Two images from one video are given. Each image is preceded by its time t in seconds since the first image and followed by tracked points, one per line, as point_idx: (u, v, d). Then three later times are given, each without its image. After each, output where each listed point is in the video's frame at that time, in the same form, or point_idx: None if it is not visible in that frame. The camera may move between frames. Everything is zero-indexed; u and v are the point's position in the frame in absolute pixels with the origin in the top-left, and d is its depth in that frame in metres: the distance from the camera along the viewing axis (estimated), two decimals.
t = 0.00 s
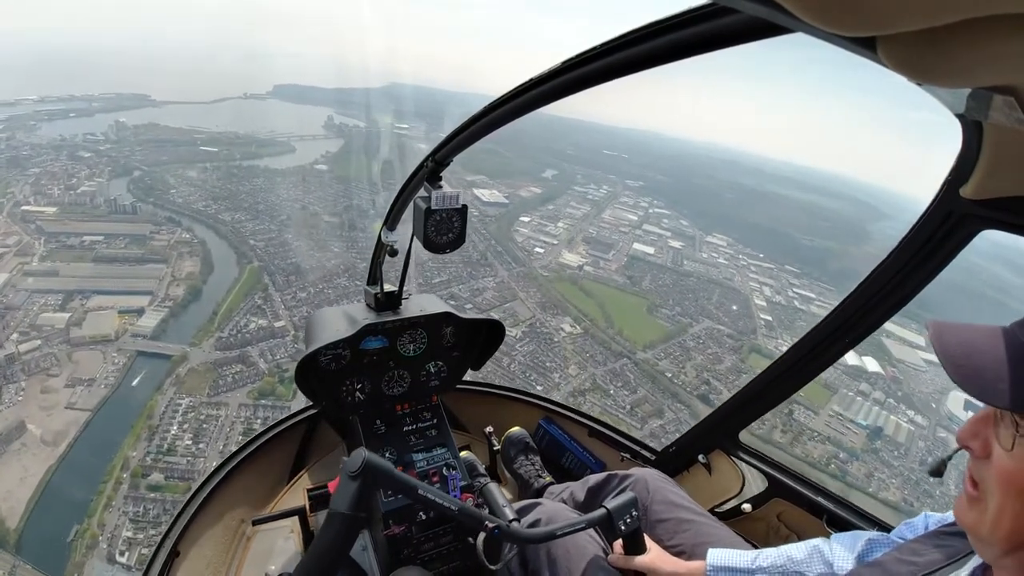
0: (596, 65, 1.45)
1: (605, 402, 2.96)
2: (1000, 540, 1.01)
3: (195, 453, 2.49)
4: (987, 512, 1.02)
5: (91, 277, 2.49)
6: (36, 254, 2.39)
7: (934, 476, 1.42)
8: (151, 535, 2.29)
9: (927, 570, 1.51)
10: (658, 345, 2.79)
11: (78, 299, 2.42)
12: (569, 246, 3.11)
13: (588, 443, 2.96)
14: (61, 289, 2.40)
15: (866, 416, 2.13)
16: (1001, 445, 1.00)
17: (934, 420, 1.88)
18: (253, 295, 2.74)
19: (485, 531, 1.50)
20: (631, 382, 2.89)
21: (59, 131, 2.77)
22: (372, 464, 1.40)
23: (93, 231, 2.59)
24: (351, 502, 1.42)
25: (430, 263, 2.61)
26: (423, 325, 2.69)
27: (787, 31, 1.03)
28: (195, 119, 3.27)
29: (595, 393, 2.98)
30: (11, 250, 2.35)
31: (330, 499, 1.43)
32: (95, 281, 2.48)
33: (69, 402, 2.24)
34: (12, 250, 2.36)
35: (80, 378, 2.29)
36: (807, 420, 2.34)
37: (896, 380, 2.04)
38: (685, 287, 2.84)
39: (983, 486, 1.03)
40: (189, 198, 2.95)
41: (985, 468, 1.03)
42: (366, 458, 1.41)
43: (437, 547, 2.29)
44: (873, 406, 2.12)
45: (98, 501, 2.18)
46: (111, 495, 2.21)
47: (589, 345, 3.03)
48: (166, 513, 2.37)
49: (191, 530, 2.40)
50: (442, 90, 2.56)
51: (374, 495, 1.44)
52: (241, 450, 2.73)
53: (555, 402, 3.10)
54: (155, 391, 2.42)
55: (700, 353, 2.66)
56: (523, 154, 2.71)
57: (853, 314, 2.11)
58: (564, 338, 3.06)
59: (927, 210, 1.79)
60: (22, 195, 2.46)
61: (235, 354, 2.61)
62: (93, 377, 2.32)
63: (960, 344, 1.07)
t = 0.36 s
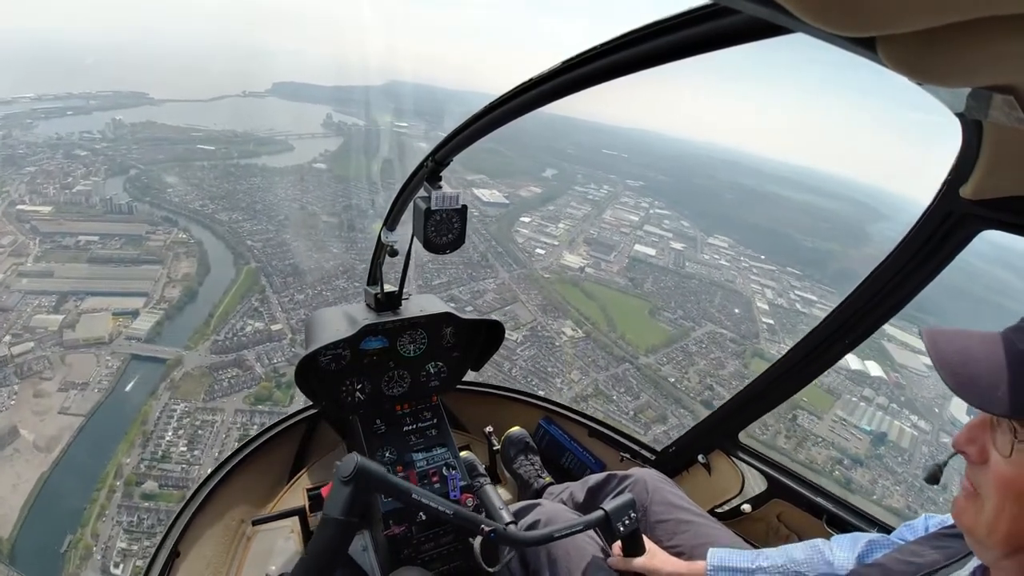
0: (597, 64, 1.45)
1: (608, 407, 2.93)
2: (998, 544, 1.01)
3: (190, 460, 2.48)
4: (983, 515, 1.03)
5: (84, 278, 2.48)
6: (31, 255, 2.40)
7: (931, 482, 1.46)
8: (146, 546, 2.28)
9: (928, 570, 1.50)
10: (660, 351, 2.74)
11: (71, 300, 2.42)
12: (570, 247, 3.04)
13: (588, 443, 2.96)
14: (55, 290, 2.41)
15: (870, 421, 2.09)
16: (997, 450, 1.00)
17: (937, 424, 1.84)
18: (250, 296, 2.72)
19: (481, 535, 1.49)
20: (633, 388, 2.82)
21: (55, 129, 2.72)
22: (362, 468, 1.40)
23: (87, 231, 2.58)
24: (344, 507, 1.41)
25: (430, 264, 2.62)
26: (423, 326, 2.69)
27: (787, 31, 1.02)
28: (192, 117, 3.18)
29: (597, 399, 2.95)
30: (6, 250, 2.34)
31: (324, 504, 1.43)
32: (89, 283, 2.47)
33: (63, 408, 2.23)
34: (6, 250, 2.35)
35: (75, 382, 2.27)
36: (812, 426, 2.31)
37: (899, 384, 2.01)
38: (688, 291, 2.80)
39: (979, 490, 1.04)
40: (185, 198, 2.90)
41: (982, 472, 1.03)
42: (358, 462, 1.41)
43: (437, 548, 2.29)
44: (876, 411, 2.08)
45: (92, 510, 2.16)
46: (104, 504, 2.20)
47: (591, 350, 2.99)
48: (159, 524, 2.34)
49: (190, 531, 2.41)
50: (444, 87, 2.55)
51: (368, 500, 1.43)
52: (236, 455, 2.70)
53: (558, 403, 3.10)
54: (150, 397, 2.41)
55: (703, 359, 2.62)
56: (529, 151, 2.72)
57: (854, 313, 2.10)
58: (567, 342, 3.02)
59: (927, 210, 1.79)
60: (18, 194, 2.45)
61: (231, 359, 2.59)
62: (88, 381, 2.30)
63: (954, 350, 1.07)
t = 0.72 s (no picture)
0: (595, 66, 1.46)
1: (614, 412, 2.93)
2: (991, 509, 0.99)
3: (187, 465, 2.49)
4: (979, 478, 1.01)
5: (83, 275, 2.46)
6: (29, 250, 2.37)
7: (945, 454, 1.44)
8: (144, 552, 2.25)
9: (927, 569, 1.51)
10: (667, 351, 2.83)
11: (70, 299, 2.40)
12: (576, 245, 3.11)
13: (587, 443, 2.96)
14: (54, 287, 2.39)
15: (878, 428, 2.10)
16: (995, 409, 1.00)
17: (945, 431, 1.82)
18: (251, 294, 2.74)
19: (486, 530, 1.49)
20: (640, 392, 2.87)
21: (58, 122, 2.73)
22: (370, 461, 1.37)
23: (87, 225, 2.58)
24: (352, 499, 1.41)
25: (431, 263, 2.62)
26: (423, 325, 2.69)
27: (788, 32, 1.03)
28: (196, 110, 3.18)
29: (604, 402, 2.95)
30: (3, 246, 2.31)
31: (334, 493, 1.43)
32: (89, 281, 2.46)
33: (60, 408, 2.22)
34: (5, 245, 2.32)
35: (72, 382, 2.27)
36: (819, 431, 2.29)
37: (907, 390, 2.01)
38: (694, 291, 2.87)
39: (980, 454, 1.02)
40: (187, 191, 2.95)
41: (983, 436, 1.02)
42: (366, 455, 1.38)
43: (437, 548, 2.29)
44: (884, 415, 2.08)
45: (88, 514, 2.14)
46: (101, 507, 2.17)
47: (594, 350, 3.04)
48: (158, 528, 2.32)
49: (189, 530, 2.41)
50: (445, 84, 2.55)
51: (373, 492, 1.43)
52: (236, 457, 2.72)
53: (559, 403, 3.09)
54: (148, 398, 2.40)
55: (710, 360, 2.68)
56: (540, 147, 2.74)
57: (854, 313, 2.11)
58: (575, 343, 3.05)
59: (926, 211, 1.80)
60: (19, 188, 2.46)
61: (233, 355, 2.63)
62: (85, 381, 2.29)
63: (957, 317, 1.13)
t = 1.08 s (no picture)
0: (596, 66, 1.45)
1: (612, 406, 2.92)
2: (992, 518, 0.99)
3: (178, 475, 2.43)
4: (979, 487, 1.02)
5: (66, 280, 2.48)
6: (13, 254, 2.40)
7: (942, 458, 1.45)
8: (137, 566, 2.21)
9: (930, 570, 1.50)
10: (663, 343, 2.77)
11: (54, 305, 2.41)
12: (568, 238, 3.08)
13: (587, 443, 2.96)
14: (37, 293, 2.41)
15: (874, 414, 2.11)
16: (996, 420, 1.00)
17: (939, 416, 1.88)
18: (238, 295, 2.70)
19: (482, 536, 1.50)
20: (637, 384, 2.83)
21: (39, 121, 2.67)
22: (362, 471, 1.38)
23: (70, 228, 2.59)
24: (343, 510, 1.41)
25: (429, 262, 2.62)
26: (423, 325, 2.69)
27: (788, 32, 1.02)
28: (179, 105, 3.20)
29: (602, 396, 2.95)
30: None
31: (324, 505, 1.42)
32: (72, 286, 2.47)
33: (46, 421, 2.22)
34: None
35: (58, 393, 2.26)
36: (818, 419, 2.31)
37: (901, 376, 2.03)
38: (688, 279, 2.88)
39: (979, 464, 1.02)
40: (170, 188, 2.97)
41: (983, 443, 1.02)
42: (357, 465, 1.38)
43: (437, 548, 2.29)
44: (880, 402, 2.09)
45: (80, 529, 2.13)
46: (92, 523, 2.15)
47: (590, 343, 3.01)
48: (150, 543, 2.28)
49: (190, 531, 2.41)
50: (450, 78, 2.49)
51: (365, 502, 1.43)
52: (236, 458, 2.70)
53: (559, 403, 3.09)
54: (135, 407, 2.35)
55: (706, 351, 2.66)
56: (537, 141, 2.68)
57: (854, 313, 2.11)
58: (568, 335, 3.05)
59: (927, 210, 1.79)
60: None
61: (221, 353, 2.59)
62: (72, 391, 2.29)
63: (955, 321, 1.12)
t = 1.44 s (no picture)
0: (595, 66, 1.45)
1: (612, 403, 2.89)
2: (989, 520, 1.00)
3: (173, 488, 2.46)
4: (976, 489, 1.02)
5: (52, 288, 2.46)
6: None
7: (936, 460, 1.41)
8: None
9: (927, 570, 1.50)
10: (660, 337, 2.75)
11: (39, 315, 2.39)
12: (562, 232, 2.98)
13: (587, 444, 2.97)
14: (21, 301, 2.38)
15: (873, 405, 2.10)
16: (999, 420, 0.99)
17: (936, 405, 1.86)
18: (227, 299, 2.71)
19: (479, 542, 1.49)
20: (635, 380, 2.82)
21: (21, 125, 2.66)
22: (354, 480, 1.39)
23: (54, 234, 2.57)
24: (336, 521, 1.42)
25: (428, 262, 2.61)
26: (423, 325, 2.68)
27: (786, 32, 1.02)
28: (162, 104, 3.17)
29: (601, 394, 2.91)
30: None
31: (317, 515, 1.43)
32: (58, 294, 2.45)
33: (35, 435, 2.22)
34: None
35: (45, 406, 2.27)
36: (815, 410, 2.33)
37: (897, 364, 2.06)
38: (682, 272, 2.83)
39: (977, 465, 1.02)
40: (155, 190, 2.97)
41: (980, 443, 1.03)
42: (349, 475, 1.39)
43: (437, 548, 2.29)
44: (875, 391, 2.11)
45: (74, 546, 2.13)
46: (86, 541, 2.16)
47: (587, 340, 2.93)
48: (145, 560, 2.27)
49: (190, 532, 2.42)
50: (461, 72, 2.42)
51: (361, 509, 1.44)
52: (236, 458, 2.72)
53: (559, 404, 3.10)
54: (126, 418, 2.37)
55: (703, 343, 2.64)
56: (532, 139, 2.54)
57: (854, 313, 2.10)
58: (565, 332, 2.98)
59: (927, 210, 1.79)
60: None
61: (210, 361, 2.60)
62: (59, 403, 2.29)
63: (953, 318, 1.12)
